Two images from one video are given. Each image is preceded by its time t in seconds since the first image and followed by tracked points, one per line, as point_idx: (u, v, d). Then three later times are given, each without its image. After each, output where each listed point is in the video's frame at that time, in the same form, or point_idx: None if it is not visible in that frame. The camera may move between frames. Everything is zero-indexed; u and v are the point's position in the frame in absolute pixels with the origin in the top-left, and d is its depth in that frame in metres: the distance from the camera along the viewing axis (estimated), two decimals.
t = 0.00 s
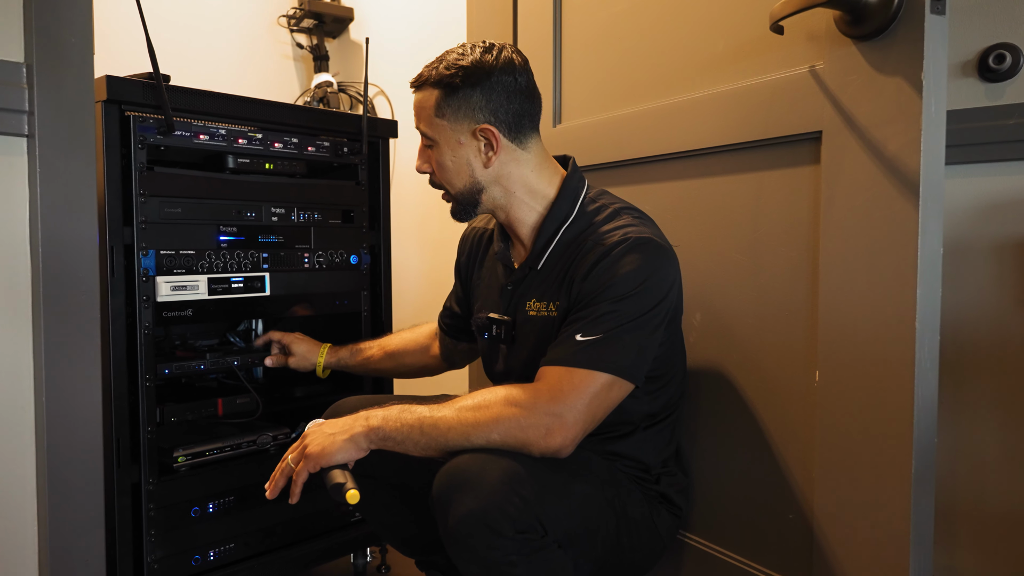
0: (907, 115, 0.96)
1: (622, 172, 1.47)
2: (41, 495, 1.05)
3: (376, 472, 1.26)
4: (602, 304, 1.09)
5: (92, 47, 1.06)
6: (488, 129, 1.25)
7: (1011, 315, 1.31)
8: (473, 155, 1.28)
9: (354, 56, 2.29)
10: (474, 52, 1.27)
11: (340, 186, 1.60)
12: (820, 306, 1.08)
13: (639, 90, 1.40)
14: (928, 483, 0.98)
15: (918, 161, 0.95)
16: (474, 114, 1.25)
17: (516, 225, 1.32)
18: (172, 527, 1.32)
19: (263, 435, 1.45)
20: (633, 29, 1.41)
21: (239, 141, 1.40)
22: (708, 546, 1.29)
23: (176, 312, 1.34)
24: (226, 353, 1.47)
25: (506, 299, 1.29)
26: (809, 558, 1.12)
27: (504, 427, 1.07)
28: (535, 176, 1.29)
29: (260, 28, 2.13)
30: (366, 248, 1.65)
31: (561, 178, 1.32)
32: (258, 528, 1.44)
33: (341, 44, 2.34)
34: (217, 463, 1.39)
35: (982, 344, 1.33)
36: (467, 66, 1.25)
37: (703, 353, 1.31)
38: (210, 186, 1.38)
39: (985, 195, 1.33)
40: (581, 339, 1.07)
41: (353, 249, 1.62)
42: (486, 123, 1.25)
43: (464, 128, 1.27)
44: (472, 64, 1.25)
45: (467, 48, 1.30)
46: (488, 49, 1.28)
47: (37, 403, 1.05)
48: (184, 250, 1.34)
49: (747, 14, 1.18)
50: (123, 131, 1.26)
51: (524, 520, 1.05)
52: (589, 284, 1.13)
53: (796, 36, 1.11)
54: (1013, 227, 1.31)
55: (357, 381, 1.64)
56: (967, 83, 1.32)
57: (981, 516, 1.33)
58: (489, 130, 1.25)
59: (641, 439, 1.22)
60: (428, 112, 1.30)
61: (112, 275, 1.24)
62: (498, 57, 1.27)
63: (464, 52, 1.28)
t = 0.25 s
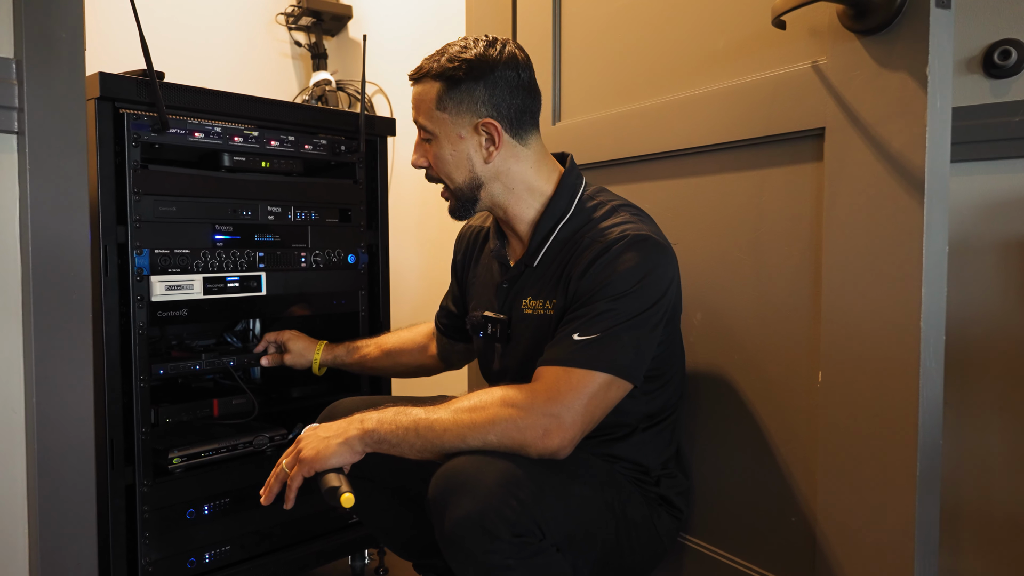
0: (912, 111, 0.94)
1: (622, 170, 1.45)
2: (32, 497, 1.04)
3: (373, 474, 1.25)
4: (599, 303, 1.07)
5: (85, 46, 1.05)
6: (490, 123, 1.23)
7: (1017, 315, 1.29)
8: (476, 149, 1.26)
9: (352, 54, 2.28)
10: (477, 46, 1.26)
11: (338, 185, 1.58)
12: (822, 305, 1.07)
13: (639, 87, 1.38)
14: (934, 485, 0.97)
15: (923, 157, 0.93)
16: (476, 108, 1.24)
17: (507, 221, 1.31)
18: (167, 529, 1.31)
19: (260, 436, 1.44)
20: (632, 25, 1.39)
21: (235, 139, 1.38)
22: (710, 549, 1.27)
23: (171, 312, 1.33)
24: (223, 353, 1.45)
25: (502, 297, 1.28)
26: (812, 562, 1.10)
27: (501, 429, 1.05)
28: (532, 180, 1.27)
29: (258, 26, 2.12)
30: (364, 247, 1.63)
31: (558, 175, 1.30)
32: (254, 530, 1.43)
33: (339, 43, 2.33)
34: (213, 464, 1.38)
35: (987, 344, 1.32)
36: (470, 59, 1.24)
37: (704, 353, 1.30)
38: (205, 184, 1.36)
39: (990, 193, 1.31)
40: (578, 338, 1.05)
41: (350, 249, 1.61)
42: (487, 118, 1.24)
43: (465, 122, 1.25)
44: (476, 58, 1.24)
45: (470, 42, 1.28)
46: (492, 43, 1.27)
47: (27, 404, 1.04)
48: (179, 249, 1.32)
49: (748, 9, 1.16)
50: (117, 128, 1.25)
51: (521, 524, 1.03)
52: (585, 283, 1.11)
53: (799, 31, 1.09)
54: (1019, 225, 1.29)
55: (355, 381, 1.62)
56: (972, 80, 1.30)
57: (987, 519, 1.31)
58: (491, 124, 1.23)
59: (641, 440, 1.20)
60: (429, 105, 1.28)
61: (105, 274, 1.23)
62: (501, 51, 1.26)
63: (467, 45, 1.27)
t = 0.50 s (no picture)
0: (918, 107, 0.93)
1: (624, 168, 1.44)
2: (25, 497, 1.03)
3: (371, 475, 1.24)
4: (601, 301, 1.05)
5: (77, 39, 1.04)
6: (501, 116, 1.22)
7: None
8: (485, 142, 1.24)
9: (352, 52, 2.27)
10: (487, 37, 1.25)
11: (336, 183, 1.57)
12: (826, 304, 1.05)
13: (641, 83, 1.37)
14: (940, 486, 0.95)
15: (929, 153, 0.92)
16: (486, 100, 1.22)
17: (509, 220, 1.30)
18: (163, 530, 1.29)
19: (258, 436, 1.43)
20: (634, 21, 1.38)
21: (232, 137, 1.37)
22: (712, 551, 1.26)
23: (167, 312, 1.31)
24: (220, 352, 1.44)
25: (501, 296, 1.27)
26: (816, 564, 1.09)
27: (501, 429, 1.03)
28: (533, 174, 1.26)
29: (258, 23, 2.10)
30: (362, 246, 1.62)
31: (559, 171, 1.29)
32: (252, 532, 1.42)
33: (339, 41, 2.31)
34: (210, 465, 1.36)
35: (993, 344, 1.30)
36: (481, 51, 1.22)
37: (706, 353, 1.28)
38: (203, 182, 1.35)
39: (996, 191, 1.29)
40: (580, 337, 1.04)
41: (349, 247, 1.59)
42: (497, 111, 1.22)
43: (475, 114, 1.23)
44: (486, 50, 1.23)
45: (478, 33, 1.27)
46: (501, 35, 1.26)
47: (20, 404, 1.02)
48: (176, 248, 1.31)
49: (751, 4, 1.15)
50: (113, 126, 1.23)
51: (521, 526, 1.01)
52: (585, 281, 1.10)
53: (802, 26, 1.08)
54: None
55: (354, 381, 1.61)
56: (978, 76, 1.28)
57: (993, 521, 1.30)
58: (502, 118, 1.22)
59: (642, 440, 1.19)
60: (436, 96, 1.25)
61: (101, 274, 1.21)
62: (510, 43, 1.25)
63: (476, 36, 1.25)
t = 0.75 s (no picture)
0: (925, 101, 0.91)
1: (624, 165, 1.42)
2: (17, 498, 1.01)
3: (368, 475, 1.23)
4: (589, 295, 1.05)
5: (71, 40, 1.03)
6: (560, 101, 1.30)
7: None
8: (539, 125, 1.25)
9: (351, 49, 2.25)
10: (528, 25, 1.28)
11: (334, 180, 1.55)
12: (831, 302, 1.04)
13: (642, 79, 1.35)
14: (947, 488, 0.93)
15: (936, 148, 0.90)
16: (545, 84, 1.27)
17: (509, 220, 1.31)
18: (160, 531, 1.28)
19: (253, 436, 1.42)
20: (635, 16, 1.36)
21: (229, 133, 1.35)
22: (713, 552, 1.24)
23: (163, 311, 1.31)
24: (217, 351, 1.42)
25: (493, 296, 1.26)
26: (820, 567, 1.07)
27: (499, 429, 1.02)
28: (534, 190, 1.27)
29: (256, 20, 2.09)
30: (361, 244, 1.60)
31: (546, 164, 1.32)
32: (249, 532, 1.40)
33: (338, 38, 2.29)
34: (206, 464, 1.36)
35: (999, 343, 1.28)
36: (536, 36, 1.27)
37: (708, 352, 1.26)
38: (199, 179, 1.33)
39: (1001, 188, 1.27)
40: (572, 332, 1.03)
41: (348, 245, 1.58)
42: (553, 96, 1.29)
43: (540, 94, 1.25)
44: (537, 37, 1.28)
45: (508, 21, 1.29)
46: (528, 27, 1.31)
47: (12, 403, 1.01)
48: (171, 245, 1.29)
49: None
50: (108, 121, 1.22)
51: (520, 528, 1.00)
52: (573, 276, 1.09)
53: (806, 20, 1.06)
54: None
55: (352, 381, 1.59)
56: (984, 72, 1.24)
57: (999, 522, 1.28)
58: (560, 103, 1.30)
59: (643, 440, 1.18)
60: (511, 67, 1.21)
61: (96, 271, 1.20)
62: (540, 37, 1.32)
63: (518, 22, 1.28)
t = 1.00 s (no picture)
0: (936, 93, 0.89)
1: (627, 161, 1.40)
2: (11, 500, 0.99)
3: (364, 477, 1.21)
4: (566, 283, 1.03)
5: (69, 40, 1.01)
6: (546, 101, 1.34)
7: None
8: (533, 119, 1.26)
9: (351, 46, 2.23)
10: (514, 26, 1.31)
11: (334, 177, 1.54)
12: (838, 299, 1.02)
13: (645, 74, 1.33)
14: (958, 488, 0.91)
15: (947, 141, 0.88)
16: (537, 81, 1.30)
17: (498, 219, 1.27)
18: (157, 531, 1.26)
19: (253, 436, 1.40)
20: (638, 10, 1.34)
21: (227, 129, 1.34)
22: (719, 554, 1.23)
23: (161, 308, 1.28)
24: (216, 351, 1.39)
25: (485, 297, 1.22)
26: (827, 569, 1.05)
27: (471, 431, 0.98)
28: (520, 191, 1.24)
29: (256, 16, 2.07)
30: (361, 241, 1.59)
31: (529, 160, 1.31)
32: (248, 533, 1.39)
33: (338, 34, 2.28)
34: (203, 465, 1.34)
35: (1008, 340, 1.26)
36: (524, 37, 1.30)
37: (712, 351, 1.24)
38: (197, 175, 1.32)
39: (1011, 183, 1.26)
40: (549, 319, 1.00)
41: (347, 243, 1.56)
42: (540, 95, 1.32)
43: (533, 91, 1.28)
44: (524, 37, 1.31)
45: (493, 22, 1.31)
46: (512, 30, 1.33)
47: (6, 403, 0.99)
48: (169, 242, 1.28)
49: None
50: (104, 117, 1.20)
51: (519, 529, 0.98)
52: (551, 269, 1.07)
53: (814, 12, 1.04)
54: None
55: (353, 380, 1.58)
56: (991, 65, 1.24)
57: (1008, 523, 1.26)
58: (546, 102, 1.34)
59: (646, 440, 1.16)
60: (511, 59, 1.23)
61: (92, 267, 1.18)
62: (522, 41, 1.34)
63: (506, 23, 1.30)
